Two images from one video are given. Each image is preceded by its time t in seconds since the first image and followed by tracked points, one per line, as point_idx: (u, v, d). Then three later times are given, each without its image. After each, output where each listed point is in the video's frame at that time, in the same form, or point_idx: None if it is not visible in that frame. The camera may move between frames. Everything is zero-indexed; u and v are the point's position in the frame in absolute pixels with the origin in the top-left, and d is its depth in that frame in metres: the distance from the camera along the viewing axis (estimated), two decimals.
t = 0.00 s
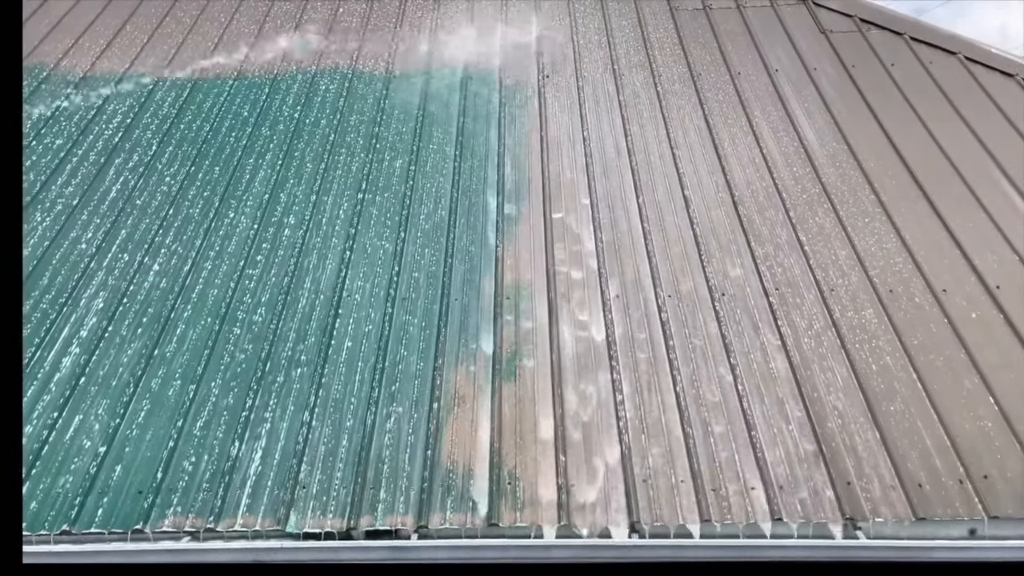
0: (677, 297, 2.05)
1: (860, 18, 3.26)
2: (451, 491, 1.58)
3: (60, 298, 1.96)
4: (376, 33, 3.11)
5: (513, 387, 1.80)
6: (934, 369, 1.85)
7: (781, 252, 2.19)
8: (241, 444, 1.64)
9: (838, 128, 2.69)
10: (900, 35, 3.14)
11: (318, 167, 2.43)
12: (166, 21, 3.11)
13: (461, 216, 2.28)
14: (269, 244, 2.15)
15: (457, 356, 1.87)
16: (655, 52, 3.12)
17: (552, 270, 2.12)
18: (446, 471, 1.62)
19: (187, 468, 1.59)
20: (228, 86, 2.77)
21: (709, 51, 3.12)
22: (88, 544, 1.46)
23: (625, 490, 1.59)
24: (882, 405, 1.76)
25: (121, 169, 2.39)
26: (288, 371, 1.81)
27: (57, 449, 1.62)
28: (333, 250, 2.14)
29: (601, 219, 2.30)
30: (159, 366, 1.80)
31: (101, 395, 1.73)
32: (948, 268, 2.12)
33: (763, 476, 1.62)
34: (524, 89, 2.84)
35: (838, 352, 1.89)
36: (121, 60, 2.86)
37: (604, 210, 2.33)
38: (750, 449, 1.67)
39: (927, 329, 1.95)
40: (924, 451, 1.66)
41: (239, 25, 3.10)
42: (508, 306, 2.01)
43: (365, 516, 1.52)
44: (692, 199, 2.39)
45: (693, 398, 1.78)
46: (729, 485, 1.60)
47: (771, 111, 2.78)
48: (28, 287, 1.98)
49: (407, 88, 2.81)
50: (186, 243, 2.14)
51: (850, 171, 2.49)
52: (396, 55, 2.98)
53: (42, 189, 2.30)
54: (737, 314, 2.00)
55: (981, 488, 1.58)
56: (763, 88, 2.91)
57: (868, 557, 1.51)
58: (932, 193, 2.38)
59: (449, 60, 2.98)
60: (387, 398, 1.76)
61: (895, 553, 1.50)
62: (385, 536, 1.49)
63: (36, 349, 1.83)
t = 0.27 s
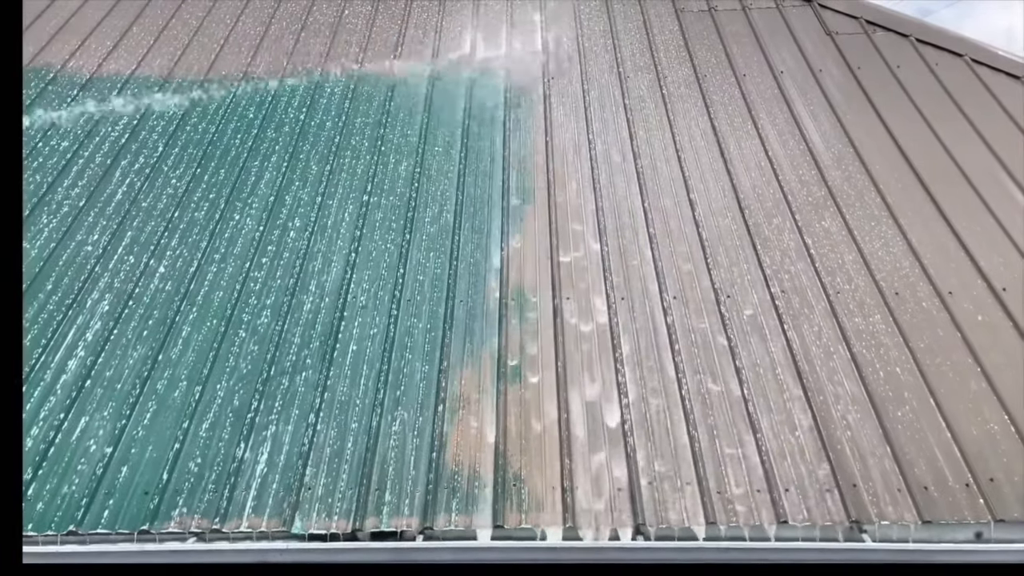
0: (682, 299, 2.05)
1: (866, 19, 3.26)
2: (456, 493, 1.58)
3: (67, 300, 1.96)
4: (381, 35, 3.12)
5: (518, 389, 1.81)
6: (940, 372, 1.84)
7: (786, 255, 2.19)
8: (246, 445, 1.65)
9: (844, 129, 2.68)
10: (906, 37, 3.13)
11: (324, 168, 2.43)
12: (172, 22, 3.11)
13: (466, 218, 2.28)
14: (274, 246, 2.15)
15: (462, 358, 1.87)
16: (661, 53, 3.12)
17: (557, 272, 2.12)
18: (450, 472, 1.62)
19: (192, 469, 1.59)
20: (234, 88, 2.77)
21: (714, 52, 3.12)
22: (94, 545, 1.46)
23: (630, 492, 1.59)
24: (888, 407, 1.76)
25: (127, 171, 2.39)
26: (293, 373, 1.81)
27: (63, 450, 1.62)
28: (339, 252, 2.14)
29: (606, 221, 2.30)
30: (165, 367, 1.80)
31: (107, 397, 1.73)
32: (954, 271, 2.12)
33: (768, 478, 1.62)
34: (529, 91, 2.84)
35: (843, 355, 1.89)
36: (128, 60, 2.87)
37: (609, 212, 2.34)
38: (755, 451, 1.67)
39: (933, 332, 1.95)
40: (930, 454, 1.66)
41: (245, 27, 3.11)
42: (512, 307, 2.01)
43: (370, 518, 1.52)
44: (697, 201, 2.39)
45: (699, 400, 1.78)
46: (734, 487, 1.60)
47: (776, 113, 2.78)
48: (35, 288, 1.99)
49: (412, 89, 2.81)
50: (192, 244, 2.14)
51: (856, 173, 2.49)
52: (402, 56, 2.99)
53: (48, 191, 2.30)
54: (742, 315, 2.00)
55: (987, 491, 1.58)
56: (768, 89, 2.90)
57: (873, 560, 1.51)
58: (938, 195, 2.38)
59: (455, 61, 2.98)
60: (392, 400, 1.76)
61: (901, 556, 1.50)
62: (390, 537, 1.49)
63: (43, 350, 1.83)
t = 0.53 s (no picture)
0: (690, 301, 2.05)
1: (874, 21, 3.25)
2: (464, 494, 1.59)
3: (77, 300, 1.96)
4: (389, 37, 3.12)
5: (526, 391, 1.81)
6: (949, 374, 1.84)
7: (794, 257, 2.18)
8: (255, 446, 1.65)
9: (852, 131, 2.68)
10: (914, 38, 3.12)
11: (332, 170, 2.43)
12: (181, 24, 3.12)
13: (474, 219, 2.28)
14: (283, 247, 2.15)
15: (469, 359, 1.88)
16: (668, 55, 3.11)
17: (564, 274, 2.12)
18: (458, 474, 1.62)
19: (201, 470, 1.60)
20: (242, 89, 2.77)
21: (722, 54, 3.11)
22: (104, 545, 1.47)
23: (638, 494, 1.59)
24: (897, 409, 1.76)
25: (136, 171, 2.39)
26: (301, 375, 1.81)
27: (73, 450, 1.62)
28: (347, 254, 2.14)
29: (613, 223, 2.30)
30: (174, 368, 1.80)
31: (116, 397, 1.73)
32: (963, 273, 2.11)
33: (776, 481, 1.62)
34: (537, 93, 2.84)
35: (851, 357, 1.89)
36: (137, 61, 2.87)
37: (617, 214, 2.34)
38: (763, 453, 1.67)
39: (942, 334, 1.94)
40: (939, 457, 1.65)
41: (254, 29, 3.11)
42: (520, 309, 2.02)
43: (378, 519, 1.53)
44: (705, 203, 2.39)
45: (707, 402, 1.78)
46: (742, 490, 1.60)
47: (784, 115, 2.78)
48: (44, 288, 1.98)
49: (420, 91, 2.81)
50: (201, 245, 2.14)
51: (864, 175, 2.48)
52: (409, 57, 2.99)
53: (58, 191, 2.30)
54: (750, 317, 2.00)
55: (996, 495, 1.58)
56: (776, 91, 2.90)
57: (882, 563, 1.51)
58: (947, 197, 2.37)
59: (462, 62, 2.99)
60: (400, 402, 1.77)
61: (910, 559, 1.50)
62: (399, 538, 1.50)
63: (52, 350, 1.83)
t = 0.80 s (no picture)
0: (701, 302, 2.05)
1: (885, 22, 3.24)
2: (475, 495, 1.59)
3: (90, 299, 1.96)
4: (400, 38, 3.13)
5: (536, 393, 1.81)
6: (961, 376, 1.83)
7: (804, 258, 2.18)
8: (267, 446, 1.66)
9: (863, 132, 2.67)
10: (925, 39, 3.11)
11: (343, 172, 2.44)
12: (193, 26, 3.13)
13: (484, 221, 2.29)
14: (294, 248, 2.15)
15: (479, 361, 1.88)
16: (679, 57, 3.11)
17: (575, 275, 2.13)
18: (469, 475, 1.63)
19: (213, 470, 1.60)
20: (254, 90, 2.77)
21: (732, 56, 3.11)
22: (118, 544, 1.47)
23: (649, 496, 1.60)
24: (908, 410, 1.76)
25: (150, 172, 2.39)
26: (312, 376, 1.82)
27: (86, 450, 1.62)
28: (358, 256, 2.15)
29: (624, 225, 2.30)
30: (187, 369, 1.81)
31: (130, 397, 1.74)
32: (975, 275, 2.11)
33: (787, 482, 1.62)
34: (547, 94, 2.85)
35: (863, 359, 1.88)
36: (149, 63, 2.88)
37: (627, 216, 2.34)
38: (774, 455, 1.67)
39: (954, 336, 1.93)
40: (951, 459, 1.65)
41: (265, 30, 3.12)
42: (530, 310, 2.02)
43: (389, 519, 1.54)
44: (716, 204, 2.38)
45: (717, 404, 1.78)
46: (753, 492, 1.60)
47: (795, 116, 2.77)
48: (57, 288, 1.99)
49: (430, 92, 2.81)
50: (213, 246, 2.14)
51: (875, 177, 2.48)
52: (419, 59, 3.00)
53: (72, 191, 2.30)
54: (761, 319, 2.00)
55: (1009, 497, 1.57)
56: (787, 92, 2.90)
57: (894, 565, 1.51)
58: (959, 198, 2.36)
59: (472, 63, 2.99)
60: (411, 403, 1.77)
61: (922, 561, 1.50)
62: (410, 539, 1.51)
63: (66, 350, 1.83)
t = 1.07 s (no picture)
0: (714, 303, 2.04)
1: (900, 22, 3.22)
2: (487, 496, 1.60)
3: (106, 300, 1.97)
4: (412, 40, 3.14)
5: (548, 394, 1.81)
6: (978, 379, 1.82)
7: (818, 260, 2.17)
8: (281, 446, 1.66)
9: (877, 133, 2.66)
10: (940, 39, 3.09)
11: (356, 174, 2.44)
12: (207, 27, 3.14)
13: (496, 222, 2.29)
14: (307, 250, 2.16)
15: (492, 362, 1.88)
16: (692, 58, 3.11)
17: (588, 276, 2.13)
18: (481, 475, 1.63)
19: (228, 470, 1.61)
20: (267, 92, 2.78)
21: (745, 56, 3.10)
22: (133, 543, 1.48)
23: (662, 497, 1.60)
24: (923, 412, 1.75)
25: (164, 174, 2.40)
26: (326, 377, 1.82)
27: (102, 449, 1.63)
28: (371, 258, 2.15)
29: (637, 226, 2.30)
30: (201, 369, 1.81)
31: (145, 397, 1.74)
32: (991, 277, 2.09)
33: (801, 485, 1.61)
34: (560, 96, 2.85)
35: (878, 360, 1.88)
36: (164, 65, 2.90)
37: (640, 217, 2.33)
38: (788, 457, 1.67)
39: (970, 338, 1.92)
40: (966, 462, 1.64)
41: (279, 32, 3.13)
42: (542, 311, 2.02)
43: (402, 519, 1.54)
44: (729, 206, 2.38)
45: (730, 406, 1.78)
46: (766, 494, 1.60)
47: (809, 117, 2.76)
48: (74, 289, 2.00)
49: (443, 94, 2.82)
50: (227, 247, 2.15)
51: (890, 178, 2.47)
52: (432, 60, 3.01)
53: (88, 193, 2.31)
54: (774, 320, 1.99)
55: None
56: (800, 93, 2.89)
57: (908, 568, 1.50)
58: (975, 200, 2.35)
59: (484, 65, 3.00)
60: (424, 404, 1.78)
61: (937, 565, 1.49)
62: (423, 539, 1.51)
63: (81, 351, 1.84)
